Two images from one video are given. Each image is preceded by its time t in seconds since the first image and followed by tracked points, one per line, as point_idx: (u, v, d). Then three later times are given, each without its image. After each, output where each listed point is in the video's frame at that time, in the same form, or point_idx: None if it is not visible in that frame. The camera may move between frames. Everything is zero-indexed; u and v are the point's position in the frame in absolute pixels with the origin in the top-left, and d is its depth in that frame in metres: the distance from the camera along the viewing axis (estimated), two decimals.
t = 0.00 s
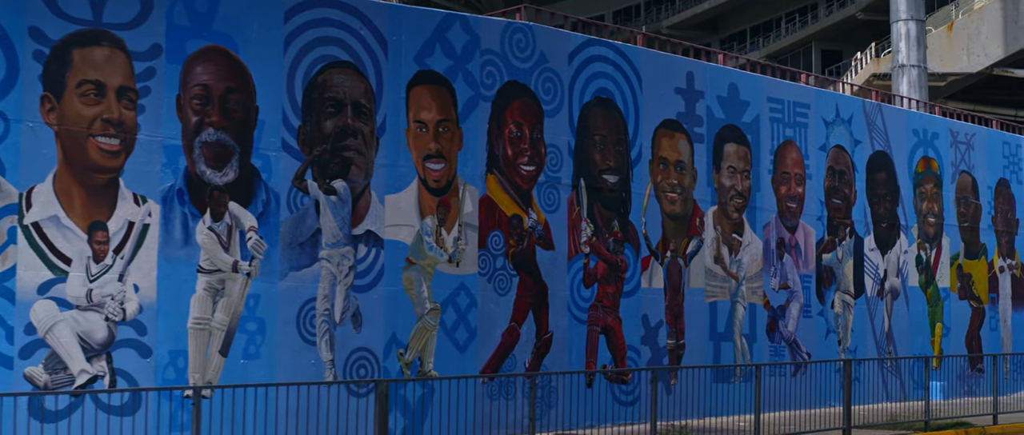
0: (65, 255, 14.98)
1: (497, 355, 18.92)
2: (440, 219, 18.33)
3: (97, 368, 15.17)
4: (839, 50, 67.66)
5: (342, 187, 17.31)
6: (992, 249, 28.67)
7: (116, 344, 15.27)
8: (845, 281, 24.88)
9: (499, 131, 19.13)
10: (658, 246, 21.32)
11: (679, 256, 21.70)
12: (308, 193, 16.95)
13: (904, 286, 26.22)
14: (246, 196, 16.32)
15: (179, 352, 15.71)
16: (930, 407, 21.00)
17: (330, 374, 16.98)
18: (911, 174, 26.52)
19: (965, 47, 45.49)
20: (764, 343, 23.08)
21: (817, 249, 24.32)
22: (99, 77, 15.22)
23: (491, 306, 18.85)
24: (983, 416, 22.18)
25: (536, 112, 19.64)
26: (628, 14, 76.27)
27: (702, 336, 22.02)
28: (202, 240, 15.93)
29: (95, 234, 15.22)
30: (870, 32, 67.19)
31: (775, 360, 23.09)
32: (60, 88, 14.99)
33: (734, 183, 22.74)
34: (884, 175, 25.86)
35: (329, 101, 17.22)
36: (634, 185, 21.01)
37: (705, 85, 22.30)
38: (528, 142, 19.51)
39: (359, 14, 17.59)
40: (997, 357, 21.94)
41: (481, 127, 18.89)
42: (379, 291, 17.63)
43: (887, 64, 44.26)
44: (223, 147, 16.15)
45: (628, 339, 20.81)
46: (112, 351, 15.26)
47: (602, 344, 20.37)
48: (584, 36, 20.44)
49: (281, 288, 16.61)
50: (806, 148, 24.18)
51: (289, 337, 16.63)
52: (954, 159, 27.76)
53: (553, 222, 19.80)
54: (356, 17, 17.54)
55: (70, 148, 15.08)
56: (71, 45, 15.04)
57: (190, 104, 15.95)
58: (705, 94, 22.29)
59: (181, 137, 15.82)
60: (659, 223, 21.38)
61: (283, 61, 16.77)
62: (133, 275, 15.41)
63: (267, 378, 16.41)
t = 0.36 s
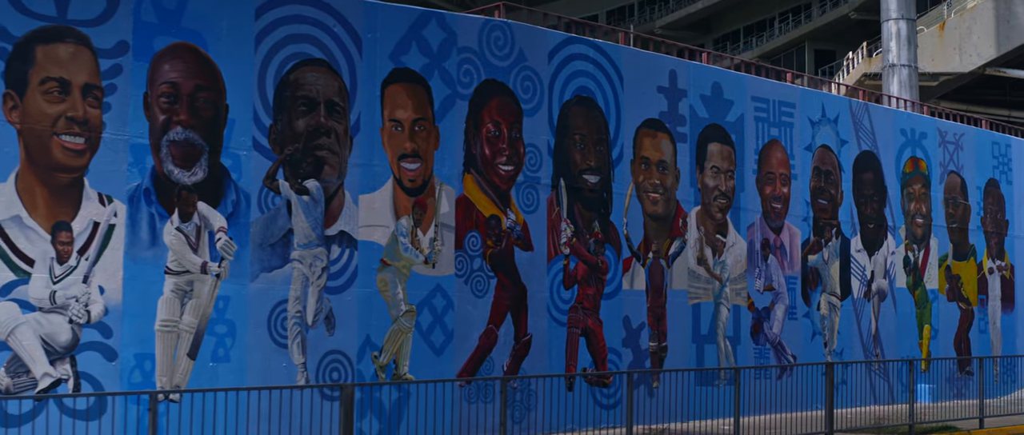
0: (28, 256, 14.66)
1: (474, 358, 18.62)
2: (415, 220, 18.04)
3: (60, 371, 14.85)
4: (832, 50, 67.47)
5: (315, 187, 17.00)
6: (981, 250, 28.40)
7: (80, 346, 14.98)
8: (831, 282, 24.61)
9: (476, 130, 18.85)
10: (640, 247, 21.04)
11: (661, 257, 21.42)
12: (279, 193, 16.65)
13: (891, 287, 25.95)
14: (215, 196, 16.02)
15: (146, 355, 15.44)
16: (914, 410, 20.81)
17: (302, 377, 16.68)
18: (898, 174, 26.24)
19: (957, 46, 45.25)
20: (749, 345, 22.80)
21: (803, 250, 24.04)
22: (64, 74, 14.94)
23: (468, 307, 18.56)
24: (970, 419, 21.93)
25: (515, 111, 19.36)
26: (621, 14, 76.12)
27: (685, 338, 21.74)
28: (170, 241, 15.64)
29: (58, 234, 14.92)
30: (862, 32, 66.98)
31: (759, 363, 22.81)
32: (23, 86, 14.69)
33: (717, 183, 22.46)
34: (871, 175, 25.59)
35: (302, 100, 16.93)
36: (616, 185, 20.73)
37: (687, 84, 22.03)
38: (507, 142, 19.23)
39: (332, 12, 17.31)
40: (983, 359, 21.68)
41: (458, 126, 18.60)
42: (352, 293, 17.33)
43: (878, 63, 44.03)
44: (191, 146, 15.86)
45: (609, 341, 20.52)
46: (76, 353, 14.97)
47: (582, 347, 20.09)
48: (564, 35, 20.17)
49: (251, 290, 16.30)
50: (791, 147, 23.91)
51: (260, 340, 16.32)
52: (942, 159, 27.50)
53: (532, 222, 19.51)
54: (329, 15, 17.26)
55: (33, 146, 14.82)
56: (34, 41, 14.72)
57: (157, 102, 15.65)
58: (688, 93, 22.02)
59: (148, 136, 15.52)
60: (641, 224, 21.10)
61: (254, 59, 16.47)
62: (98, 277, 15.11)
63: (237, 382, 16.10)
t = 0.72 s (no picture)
0: None
1: (455, 357, 18.31)
2: (394, 216, 17.74)
3: (27, 370, 14.60)
4: (828, 48, 67.17)
5: (290, 183, 16.69)
6: (973, 248, 28.08)
7: (47, 345, 14.71)
8: (821, 281, 24.31)
9: (457, 125, 18.56)
10: (625, 245, 20.74)
11: (647, 255, 21.11)
12: (254, 189, 16.33)
13: (881, 285, 25.64)
14: (187, 191, 15.73)
15: (114, 354, 15.14)
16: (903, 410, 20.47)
17: (276, 376, 16.36)
18: (889, 172, 25.94)
19: (952, 44, 44.86)
20: (736, 345, 22.49)
21: (791, 248, 23.73)
22: (30, 67, 14.69)
23: (448, 306, 18.26)
24: (960, 420, 21.60)
25: (496, 107, 19.06)
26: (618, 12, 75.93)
27: (671, 337, 21.44)
28: (140, 237, 15.35)
29: (24, 231, 14.69)
30: (858, 30, 66.64)
31: (747, 362, 22.50)
32: None
33: (704, 180, 22.17)
34: (861, 173, 25.29)
35: (277, 94, 16.62)
36: (600, 182, 20.43)
37: (674, 79, 21.73)
38: (488, 138, 18.93)
39: (309, 4, 17.00)
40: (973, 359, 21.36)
41: (438, 121, 18.31)
42: (329, 291, 17.02)
43: (872, 61, 43.75)
44: (163, 141, 15.56)
45: (593, 340, 20.21)
46: (43, 352, 14.70)
47: (565, 345, 19.78)
48: (547, 29, 19.88)
49: (225, 287, 15.98)
50: (780, 144, 23.61)
51: (233, 339, 16.00)
52: (934, 157, 27.19)
53: (514, 219, 19.20)
54: (305, 8, 16.96)
55: None
56: None
57: (128, 96, 15.36)
58: (674, 89, 21.74)
59: (118, 130, 15.24)
60: (626, 221, 20.80)
61: (228, 52, 16.16)
62: (66, 274, 14.83)
63: (209, 382, 15.78)
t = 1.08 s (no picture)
0: None
1: (435, 358, 18.03)
2: (373, 216, 17.46)
3: None
4: (825, 47, 66.82)
5: (266, 182, 16.40)
6: (967, 248, 27.77)
7: (14, 346, 14.38)
8: (811, 281, 24.01)
9: (438, 123, 18.28)
10: (610, 245, 20.44)
11: (633, 255, 20.83)
12: (228, 188, 16.04)
13: (873, 286, 25.35)
14: (159, 190, 15.43)
15: (83, 355, 14.87)
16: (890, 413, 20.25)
17: (251, 378, 16.07)
18: (881, 171, 25.65)
19: (948, 43, 44.52)
20: (724, 346, 22.20)
21: (781, 248, 23.44)
22: None
23: (429, 306, 17.98)
24: (949, 422, 21.29)
25: (478, 104, 18.78)
26: (616, 11, 75.65)
27: (658, 338, 21.15)
28: (110, 237, 15.07)
29: None
30: (856, 29, 66.28)
31: (735, 364, 22.21)
32: None
33: (692, 179, 21.89)
34: (852, 172, 25.00)
35: (252, 91, 16.33)
36: (585, 181, 20.15)
37: (660, 76, 21.45)
38: (469, 136, 18.65)
39: None
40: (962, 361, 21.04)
41: (418, 119, 18.03)
42: (305, 291, 16.72)
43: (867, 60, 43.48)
44: (134, 138, 15.27)
45: (578, 341, 19.92)
46: (10, 354, 14.36)
47: (549, 347, 19.48)
48: (531, 26, 19.60)
49: (198, 287, 15.69)
50: (769, 143, 23.32)
51: (206, 340, 15.71)
52: (927, 156, 26.89)
53: (496, 218, 18.92)
54: (281, 3, 16.66)
55: None
56: None
57: (98, 92, 15.08)
58: (660, 86, 21.45)
59: (87, 127, 14.96)
60: (611, 221, 20.51)
61: (202, 49, 15.87)
62: (33, 274, 14.51)
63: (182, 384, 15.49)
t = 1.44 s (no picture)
0: None
1: (412, 359, 17.74)
2: (348, 214, 17.17)
3: None
4: (821, 46, 66.53)
5: (237, 179, 16.10)
6: (958, 247, 27.46)
7: None
8: (798, 281, 23.72)
9: (415, 120, 17.99)
10: (592, 244, 20.16)
11: (616, 254, 20.54)
12: (198, 186, 15.75)
13: (862, 285, 25.06)
14: (127, 188, 15.14)
15: (49, 357, 14.59)
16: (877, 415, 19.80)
17: (222, 379, 15.77)
18: (870, 169, 25.37)
19: (942, 41, 44.24)
20: (710, 346, 21.91)
21: (767, 247, 23.14)
22: None
23: (406, 307, 17.69)
24: (936, 423, 20.89)
25: (457, 101, 18.49)
26: (612, 11, 75.49)
27: (642, 338, 20.86)
28: (76, 235, 14.80)
29: None
30: (852, 27, 65.95)
31: (721, 364, 21.92)
32: None
33: (676, 177, 21.60)
34: (840, 170, 24.72)
35: (223, 87, 16.03)
36: (566, 179, 19.86)
37: (643, 73, 21.16)
38: (448, 133, 18.36)
39: None
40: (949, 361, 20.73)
41: (394, 116, 17.74)
42: (278, 291, 16.43)
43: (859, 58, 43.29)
44: (101, 135, 14.99)
45: (559, 341, 19.63)
46: None
47: (529, 347, 19.18)
48: (511, 21, 19.31)
49: (168, 287, 15.40)
50: (755, 140, 23.04)
51: (176, 340, 15.43)
52: (917, 154, 26.61)
53: (475, 217, 18.63)
54: None
55: None
56: None
57: (64, 88, 14.81)
58: (644, 83, 21.16)
59: (53, 124, 14.69)
60: (594, 219, 20.22)
61: (171, 44, 15.58)
62: None
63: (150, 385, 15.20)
